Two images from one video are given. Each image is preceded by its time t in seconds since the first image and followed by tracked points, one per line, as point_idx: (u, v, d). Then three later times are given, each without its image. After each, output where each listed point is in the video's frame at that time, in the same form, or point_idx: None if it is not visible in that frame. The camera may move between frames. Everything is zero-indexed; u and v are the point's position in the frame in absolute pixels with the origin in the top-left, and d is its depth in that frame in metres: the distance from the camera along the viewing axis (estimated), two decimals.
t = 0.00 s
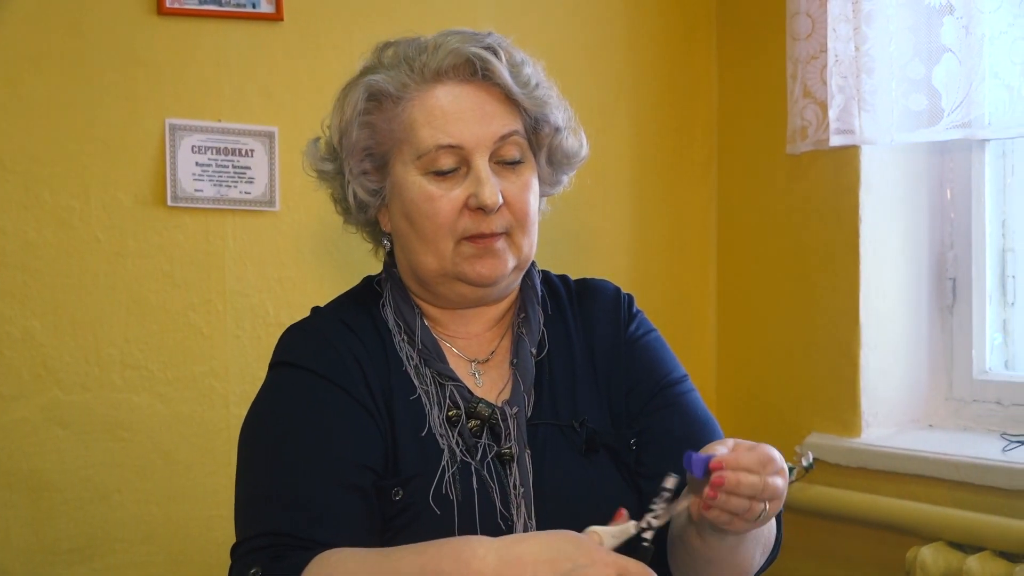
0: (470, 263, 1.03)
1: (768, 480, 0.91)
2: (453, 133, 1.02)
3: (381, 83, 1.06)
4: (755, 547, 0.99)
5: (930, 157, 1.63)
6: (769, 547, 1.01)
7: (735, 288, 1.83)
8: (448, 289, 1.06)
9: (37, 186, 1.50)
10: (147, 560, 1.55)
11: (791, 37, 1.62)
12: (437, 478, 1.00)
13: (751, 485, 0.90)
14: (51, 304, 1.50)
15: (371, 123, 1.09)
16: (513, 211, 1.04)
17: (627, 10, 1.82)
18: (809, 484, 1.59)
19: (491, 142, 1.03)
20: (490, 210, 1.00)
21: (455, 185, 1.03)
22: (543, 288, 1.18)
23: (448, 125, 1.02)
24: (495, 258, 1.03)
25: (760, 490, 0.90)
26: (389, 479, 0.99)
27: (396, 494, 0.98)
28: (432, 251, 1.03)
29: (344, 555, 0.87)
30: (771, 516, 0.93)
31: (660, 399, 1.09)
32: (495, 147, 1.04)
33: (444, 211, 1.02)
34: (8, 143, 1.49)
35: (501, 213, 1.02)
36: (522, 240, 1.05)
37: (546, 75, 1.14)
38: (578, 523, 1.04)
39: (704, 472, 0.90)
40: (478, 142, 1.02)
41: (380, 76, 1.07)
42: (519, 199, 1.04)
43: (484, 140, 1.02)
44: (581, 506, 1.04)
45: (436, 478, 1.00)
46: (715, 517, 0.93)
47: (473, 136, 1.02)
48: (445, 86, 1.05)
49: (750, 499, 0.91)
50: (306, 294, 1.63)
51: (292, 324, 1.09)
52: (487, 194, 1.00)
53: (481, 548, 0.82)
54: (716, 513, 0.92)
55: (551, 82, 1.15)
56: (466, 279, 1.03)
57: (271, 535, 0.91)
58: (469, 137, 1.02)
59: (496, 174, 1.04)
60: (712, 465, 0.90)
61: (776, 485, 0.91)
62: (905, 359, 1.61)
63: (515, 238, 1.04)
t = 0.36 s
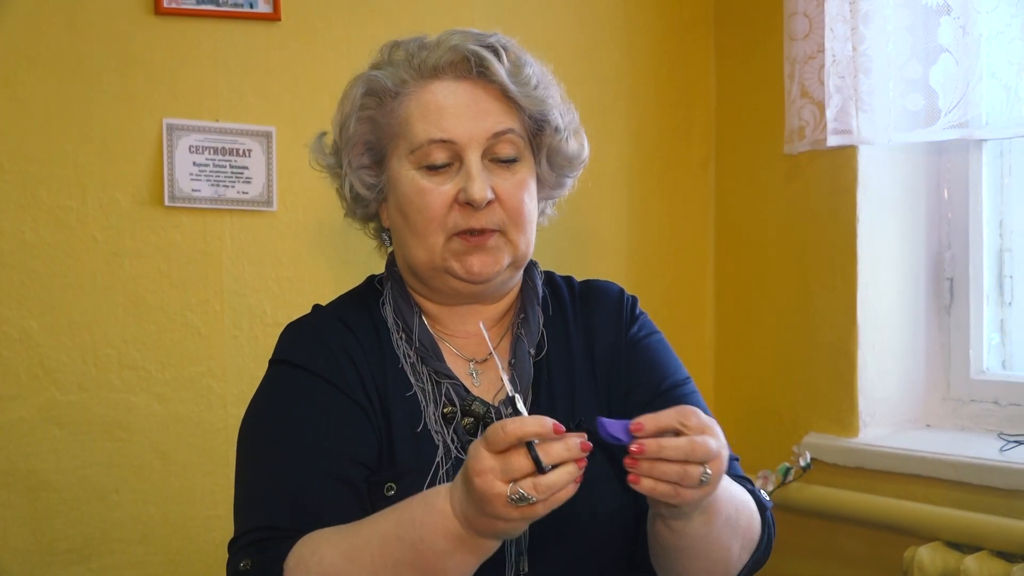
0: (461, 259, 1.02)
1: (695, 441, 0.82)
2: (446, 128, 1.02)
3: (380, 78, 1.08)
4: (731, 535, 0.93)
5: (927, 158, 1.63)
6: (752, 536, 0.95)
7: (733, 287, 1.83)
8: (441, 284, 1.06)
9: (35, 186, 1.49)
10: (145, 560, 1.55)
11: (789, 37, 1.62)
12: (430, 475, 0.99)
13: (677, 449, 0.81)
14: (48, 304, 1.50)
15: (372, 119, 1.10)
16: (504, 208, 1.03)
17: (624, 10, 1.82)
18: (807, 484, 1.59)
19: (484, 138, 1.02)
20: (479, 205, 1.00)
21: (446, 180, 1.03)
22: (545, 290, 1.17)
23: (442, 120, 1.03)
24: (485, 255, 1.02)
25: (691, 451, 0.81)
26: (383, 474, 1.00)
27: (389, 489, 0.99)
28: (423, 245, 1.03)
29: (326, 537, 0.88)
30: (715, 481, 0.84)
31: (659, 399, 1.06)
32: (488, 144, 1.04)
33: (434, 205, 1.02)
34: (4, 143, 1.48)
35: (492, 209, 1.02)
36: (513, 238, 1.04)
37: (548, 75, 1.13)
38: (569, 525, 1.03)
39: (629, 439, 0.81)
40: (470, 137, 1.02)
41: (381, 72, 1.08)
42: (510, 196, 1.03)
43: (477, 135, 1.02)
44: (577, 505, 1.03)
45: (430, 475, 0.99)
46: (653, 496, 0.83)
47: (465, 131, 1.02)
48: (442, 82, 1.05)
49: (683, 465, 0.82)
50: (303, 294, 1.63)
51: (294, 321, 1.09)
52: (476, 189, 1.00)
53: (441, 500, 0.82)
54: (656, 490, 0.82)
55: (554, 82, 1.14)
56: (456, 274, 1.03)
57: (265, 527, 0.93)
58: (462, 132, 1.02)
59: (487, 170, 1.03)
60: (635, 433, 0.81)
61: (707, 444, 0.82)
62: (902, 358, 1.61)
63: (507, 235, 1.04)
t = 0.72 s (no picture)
0: (463, 257, 1.02)
1: (636, 432, 0.79)
2: (451, 126, 1.03)
3: (390, 75, 1.09)
4: (711, 535, 0.92)
5: (926, 158, 1.63)
6: (733, 537, 0.94)
7: (733, 287, 1.83)
8: (444, 282, 1.06)
9: (35, 186, 1.49)
10: (144, 560, 1.55)
11: (788, 37, 1.62)
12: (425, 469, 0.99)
13: (615, 441, 0.78)
14: (47, 304, 1.50)
15: (381, 117, 1.11)
16: (507, 207, 1.03)
17: (624, 10, 1.82)
18: (806, 484, 1.59)
19: (488, 136, 1.02)
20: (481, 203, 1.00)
21: (450, 178, 1.03)
22: (552, 292, 1.17)
23: (447, 118, 1.03)
24: (488, 254, 1.02)
25: (631, 442, 0.79)
26: (377, 469, 0.99)
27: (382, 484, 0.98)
28: (426, 243, 1.03)
29: (312, 524, 0.89)
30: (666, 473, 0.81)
31: (662, 400, 1.05)
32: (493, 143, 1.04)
33: (438, 202, 1.02)
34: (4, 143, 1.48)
35: (494, 208, 1.01)
36: (516, 238, 1.03)
37: (558, 77, 1.13)
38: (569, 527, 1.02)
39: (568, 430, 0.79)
40: (474, 136, 1.02)
41: (391, 70, 1.09)
42: (513, 196, 1.03)
43: (481, 134, 1.02)
44: (577, 505, 1.02)
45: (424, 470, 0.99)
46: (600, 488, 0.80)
47: (470, 129, 1.02)
48: (450, 81, 1.06)
49: (626, 456, 0.79)
50: (302, 294, 1.63)
51: (301, 316, 1.10)
52: (479, 187, 1.00)
53: (421, 483, 0.83)
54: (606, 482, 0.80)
55: (565, 84, 1.14)
56: (459, 272, 1.02)
57: (259, 517, 0.93)
58: (466, 130, 1.02)
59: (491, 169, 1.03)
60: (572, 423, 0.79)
61: (650, 434, 0.79)
62: (902, 358, 1.61)
63: (510, 235, 1.03)
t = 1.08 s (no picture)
0: (464, 257, 1.02)
1: (603, 429, 0.77)
2: (452, 126, 1.03)
3: (394, 76, 1.09)
4: (699, 528, 0.89)
5: (926, 158, 1.63)
6: (725, 532, 0.91)
7: (733, 287, 1.83)
8: (446, 282, 1.06)
9: (34, 186, 1.49)
10: (144, 560, 1.55)
11: (788, 37, 1.62)
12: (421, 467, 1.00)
13: (581, 437, 0.76)
14: (47, 304, 1.50)
15: (386, 117, 1.12)
16: (508, 206, 1.02)
17: (624, 9, 1.82)
18: (806, 484, 1.59)
19: (489, 136, 1.02)
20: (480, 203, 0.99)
21: (451, 178, 1.03)
22: (558, 293, 1.16)
23: (449, 118, 1.03)
24: (489, 254, 1.02)
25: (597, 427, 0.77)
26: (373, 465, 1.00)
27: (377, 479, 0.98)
28: (427, 242, 1.03)
29: (289, 507, 0.89)
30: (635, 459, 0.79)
31: (662, 403, 1.03)
32: (494, 144, 1.04)
33: (438, 202, 1.02)
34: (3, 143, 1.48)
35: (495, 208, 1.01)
36: (517, 239, 1.03)
37: (563, 77, 1.12)
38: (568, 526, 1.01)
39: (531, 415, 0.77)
40: (475, 136, 1.02)
41: (395, 70, 1.10)
42: (513, 196, 1.02)
43: (482, 134, 1.02)
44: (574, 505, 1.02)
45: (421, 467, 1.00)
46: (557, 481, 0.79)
47: (470, 129, 1.02)
48: (452, 82, 1.06)
49: (588, 453, 0.77)
50: (301, 295, 1.63)
51: (307, 315, 1.10)
52: (478, 187, 1.00)
53: (384, 458, 0.82)
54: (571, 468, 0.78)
55: (570, 84, 1.13)
56: (459, 272, 1.02)
57: (246, 507, 0.92)
58: (467, 130, 1.02)
59: (492, 169, 1.03)
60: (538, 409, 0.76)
61: (616, 433, 0.77)
62: (902, 358, 1.61)
63: (510, 234, 1.03)
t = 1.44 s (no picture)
0: (462, 254, 1.01)
1: (553, 342, 0.76)
2: (450, 125, 1.03)
3: (397, 77, 1.10)
4: (675, 468, 0.85)
5: (926, 159, 1.63)
6: (705, 475, 0.87)
7: (733, 287, 1.83)
8: (446, 280, 1.05)
9: (34, 187, 1.49)
10: (144, 560, 1.55)
11: (788, 37, 1.62)
12: (412, 461, 0.99)
13: (532, 353, 0.75)
14: (47, 304, 1.50)
15: (390, 118, 1.13)
16: (506, 204, 1.01)
17: (623, 8, 1.82)
18: (806, 484, 1.59)
19: (487, 135, 1.02)
20: (476, 200, 0.99)
21: (449, 176, 1.02)
22: (560, 290, 1.13)
23: (447, 117, 1.03)
24: (487, 251, 1.01)
25: (544, 326, 0.76)
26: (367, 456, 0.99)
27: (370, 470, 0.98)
28: (426, 240, 1.03)
29: (262, 474, 0.89)
30: (597, 358, 0.77)
31: (665, 378, 1.00)
32: (492, 142, 1.03)
33: (436, 200, 1.02)
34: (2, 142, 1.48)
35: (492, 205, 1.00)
36: (515, 236, 1.02)
37: (564, 77, 1.12)
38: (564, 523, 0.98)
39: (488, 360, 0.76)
40: (472, 134, 1.02)
41: (399, 72, 1.11)
42: (510, 193, 1.01)
43: (479, 132, 1.02)
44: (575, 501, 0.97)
45: (413, 461, 0.99)
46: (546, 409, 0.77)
47: (468, 127, 1.02)
48: (452, 82, 1.06)
49: (552, 369, 0.76)
50: (301, 295, 1.63)
51: (315, 309, 1.11)
52: (474, 184, 0.99)
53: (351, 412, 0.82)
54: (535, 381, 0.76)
55: (571, 84, 1.12)
56: (457, 270, 1.02)
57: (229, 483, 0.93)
58: (465, 128, 1.02)
59: (489, 166, 1.02)
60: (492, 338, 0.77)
61: (567, 342, 0.76)
62: (902, 357, 1.61)
63: (509, 232, 1.02)
